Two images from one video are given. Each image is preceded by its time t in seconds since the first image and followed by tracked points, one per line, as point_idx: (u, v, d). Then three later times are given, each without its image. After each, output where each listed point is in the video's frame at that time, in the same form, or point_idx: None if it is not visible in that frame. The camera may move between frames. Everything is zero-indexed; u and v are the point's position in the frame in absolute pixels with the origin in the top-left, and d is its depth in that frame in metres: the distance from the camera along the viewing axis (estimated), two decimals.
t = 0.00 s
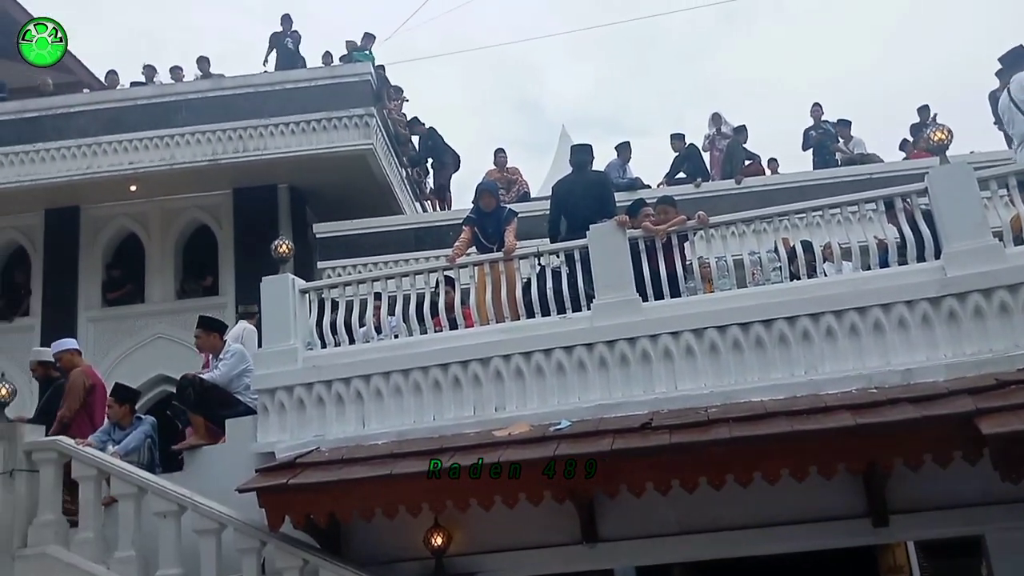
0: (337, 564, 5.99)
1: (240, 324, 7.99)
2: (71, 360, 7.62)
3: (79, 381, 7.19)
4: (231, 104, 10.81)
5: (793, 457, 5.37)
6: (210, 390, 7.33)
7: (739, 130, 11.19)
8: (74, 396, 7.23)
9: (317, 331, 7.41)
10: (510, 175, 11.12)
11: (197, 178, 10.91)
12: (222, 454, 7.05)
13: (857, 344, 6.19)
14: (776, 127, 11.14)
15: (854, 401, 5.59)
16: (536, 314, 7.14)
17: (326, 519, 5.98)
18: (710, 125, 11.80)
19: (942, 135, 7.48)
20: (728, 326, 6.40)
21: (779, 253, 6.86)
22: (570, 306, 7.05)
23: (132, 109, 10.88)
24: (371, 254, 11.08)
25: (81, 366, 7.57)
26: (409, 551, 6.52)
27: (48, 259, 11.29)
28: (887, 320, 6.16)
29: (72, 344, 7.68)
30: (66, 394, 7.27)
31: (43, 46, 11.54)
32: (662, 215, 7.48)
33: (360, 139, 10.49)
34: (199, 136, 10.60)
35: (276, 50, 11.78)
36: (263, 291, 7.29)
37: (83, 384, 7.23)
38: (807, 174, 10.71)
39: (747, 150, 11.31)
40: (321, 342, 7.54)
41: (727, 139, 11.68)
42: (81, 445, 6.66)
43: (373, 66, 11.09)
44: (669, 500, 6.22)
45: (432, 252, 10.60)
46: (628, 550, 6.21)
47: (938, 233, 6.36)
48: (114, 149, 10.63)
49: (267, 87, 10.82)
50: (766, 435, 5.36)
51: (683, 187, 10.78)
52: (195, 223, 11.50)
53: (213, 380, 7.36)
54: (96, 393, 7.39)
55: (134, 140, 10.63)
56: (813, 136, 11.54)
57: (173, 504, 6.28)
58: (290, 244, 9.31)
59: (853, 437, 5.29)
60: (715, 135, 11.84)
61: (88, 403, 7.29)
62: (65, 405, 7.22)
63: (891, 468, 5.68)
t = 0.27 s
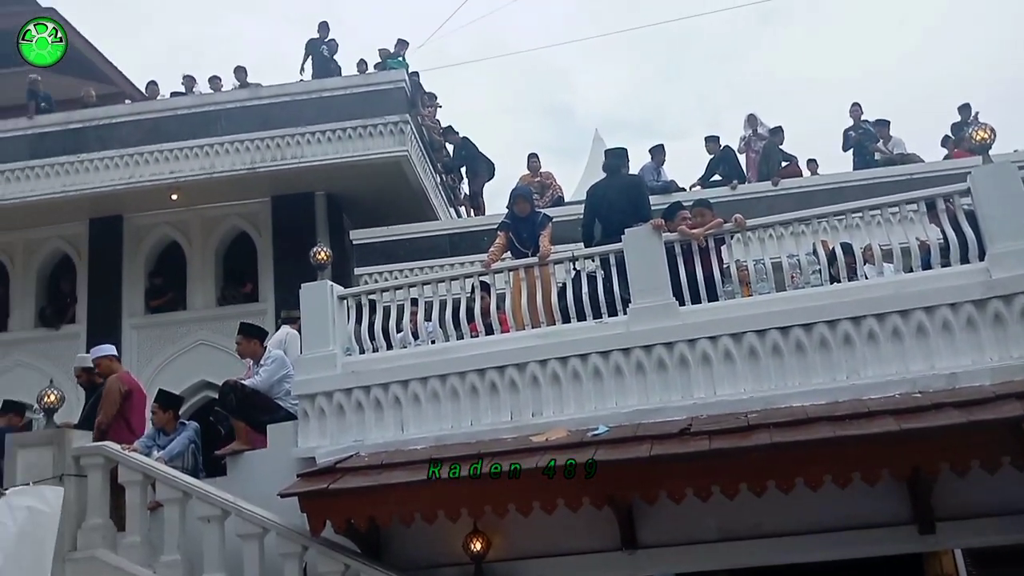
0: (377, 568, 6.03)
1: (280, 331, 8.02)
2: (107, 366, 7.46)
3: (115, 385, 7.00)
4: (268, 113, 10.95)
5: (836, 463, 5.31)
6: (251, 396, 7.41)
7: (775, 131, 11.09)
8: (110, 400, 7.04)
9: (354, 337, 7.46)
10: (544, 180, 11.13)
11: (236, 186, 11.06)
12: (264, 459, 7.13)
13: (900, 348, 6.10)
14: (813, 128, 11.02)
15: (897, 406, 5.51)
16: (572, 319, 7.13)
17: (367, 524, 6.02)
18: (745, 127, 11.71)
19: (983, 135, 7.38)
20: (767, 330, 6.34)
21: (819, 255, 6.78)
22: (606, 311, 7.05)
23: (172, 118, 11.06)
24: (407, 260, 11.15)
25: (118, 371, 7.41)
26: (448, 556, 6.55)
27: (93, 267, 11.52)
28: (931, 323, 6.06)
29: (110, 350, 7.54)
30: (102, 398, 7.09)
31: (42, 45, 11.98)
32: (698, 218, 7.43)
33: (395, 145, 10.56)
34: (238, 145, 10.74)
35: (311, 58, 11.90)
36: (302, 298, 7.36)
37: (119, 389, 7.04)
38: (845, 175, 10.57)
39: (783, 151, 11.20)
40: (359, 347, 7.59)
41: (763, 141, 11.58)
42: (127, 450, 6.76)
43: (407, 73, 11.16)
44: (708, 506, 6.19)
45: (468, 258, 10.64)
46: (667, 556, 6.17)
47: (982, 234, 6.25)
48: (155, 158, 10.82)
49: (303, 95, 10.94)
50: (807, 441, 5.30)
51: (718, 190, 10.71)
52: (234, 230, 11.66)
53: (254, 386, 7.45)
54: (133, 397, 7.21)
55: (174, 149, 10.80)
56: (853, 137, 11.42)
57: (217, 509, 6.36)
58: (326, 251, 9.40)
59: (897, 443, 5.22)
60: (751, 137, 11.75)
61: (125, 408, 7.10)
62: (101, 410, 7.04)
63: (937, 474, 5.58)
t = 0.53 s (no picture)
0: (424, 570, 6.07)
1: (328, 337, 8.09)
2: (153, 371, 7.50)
3: (159, 393, 7.06)
4: (310, 122, 11.09)
5: (887, 463, 5.22)
6: (297, 400, 7.51)
7: (817, 128, 10.94)
8: (154, 407, 7.10)
9: (398, 341, 7.52)
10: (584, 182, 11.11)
11: (280, 195, 11.23)
12: (310, 463, 7.22)
13: (951, 346, 5.98)
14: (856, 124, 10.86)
15: (949, 405, 5.40)
16: (614, 320, 7.11)
17: (413, 526, 6.06)
18: (787, 124, 11.59)
19: None
20: (814, 329, 6.26)
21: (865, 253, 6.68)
22: (648, 312, 7.02)
23: (217, 129, 11.25)
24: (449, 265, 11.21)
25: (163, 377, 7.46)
26: (494, 558, 6.56)
27: (142, 276, 11.77)
28: (983, 320, 5.94)
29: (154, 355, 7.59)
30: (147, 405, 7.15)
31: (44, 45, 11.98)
32: (741, 217, 7.37)
33: (435, 151, 10.63)
34: (281, 154, 10.90)
35: (351, 66, 12.03)
36: (347, 303, 7.44)
37: (161, 397, 7.09)
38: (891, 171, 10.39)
39: (827, 148, 11.05)
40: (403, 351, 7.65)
41: (806, 138, 11.44)
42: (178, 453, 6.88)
43: (445, 79, 11.23)
44: (756, 508, 6.12)
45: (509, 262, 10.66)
46: (715, 559, 6.11)
47: None
48: (201, 169, 11.02)
49: (344, 104, 11.07)
50: (857, 441, 5.22)
51: (760, 189, 10.60)
52: (278, 238, 11.83)
53: (301, 391, 7.55)
54: (177, 404, 7.26)
55: (219, 159, 11.00)
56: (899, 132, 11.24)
57: (266, 511, 6.46)
58: (369, 256, 9.48)
59: (950, 442, 5.12)
60: (793, 134, 11.62)
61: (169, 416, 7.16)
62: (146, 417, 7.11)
63: (992, 475, 5.46)
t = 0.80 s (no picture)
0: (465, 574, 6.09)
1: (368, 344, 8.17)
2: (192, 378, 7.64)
3: (198, 398, 7.18)
4: (348, 130, 11.20)
5: (934, 466, 5.13)
6: (339, 405, 7.60)
7: (857, 124, 10.78)
8: (193, 413, 7.21)
9: (436, 345, 7.56)
10: (620, 183, 11.07)
11: (319, 202, 11.35)
12: (351, 466, 7.29)
13: (1000, 346, 5.86)
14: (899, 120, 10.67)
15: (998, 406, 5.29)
16: (653, 322, 7.09)
17: (454, 530, 6.09)
18: (827, 121, 11.44)
19: None
20: (858, 331, 6.17)
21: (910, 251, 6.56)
22: (688, 314, 6.98)
23: (257, 139, 11.41)
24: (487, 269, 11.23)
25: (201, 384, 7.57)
26: (536, 562, 6.56)
27: (186, 284, 11.98)
28: None
29: (193, 362, 7.71)
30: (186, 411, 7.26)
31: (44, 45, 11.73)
32: (781, 216, 7.28)
33: (471, 156, 10.67)
34: (320, 162, 11.02)
35: (387, 72, 12.13)
36: (386, 308, 7.50)
37: (201, 403, 7.20)
38: (935, 167, 10.18)
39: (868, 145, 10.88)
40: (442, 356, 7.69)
41: (846, 135, 11.29)
42: (223, 459, 6.99)
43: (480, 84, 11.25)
44: (800, 512, 6.05)
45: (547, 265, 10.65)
46: (759, 564, 6.04)
47: None
48: (242, 177, 11.19)
49: (381, 111, 11.16)
50: (903, 444, 5.14)
51: (800, 187, 10.46)
52: (318, 245, 11.96)
53: (342, 396, 7.63)
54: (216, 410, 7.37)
55: (260, 168, 11.15)
56: (944, 126, 11.02)
57: (309, 516, 6.52)
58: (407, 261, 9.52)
59: (999, 445, 5.01)
60: (833, 131, 11.47)
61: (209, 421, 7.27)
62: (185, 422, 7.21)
63: None
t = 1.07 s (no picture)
0: None
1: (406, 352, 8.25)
2: (227, 384, 7.64)
3: (231, 405, 7.23)
4: (383, 137, 11.29)
5: (981, 468, 5.04)
6: (377, 410, 7.64)
7: (896, 122, 10.62)
8: (228, 420, 7.30)
9: (472, 350, 7.59)
10: (655, 185, 11.03)
11: (355, 209, 11.46)
12: (390, 470, 7.33)
13: None
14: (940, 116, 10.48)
15: None
16: (690, 325, 7.05)
17: (493, 534, 6.11)
18: (866, 119, 11.28)
19: None
20: (900, 331, 6.08)
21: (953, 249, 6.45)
22: (725, 316, 6.93)
23: (294, 148, 11.55)
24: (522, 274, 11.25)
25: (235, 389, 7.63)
26: (575, 567, 6.54)
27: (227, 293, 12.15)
28: None
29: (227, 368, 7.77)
30: (221, 417, 7.35)
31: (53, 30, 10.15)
32: (819, 216, 7.20)
33: (505, 161, 10.69)
34: (356, 169, 11.12)
35: (422, 78, 12.21)
36: (423, 314, 7.56)
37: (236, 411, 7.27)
38: (978, 163, 9.97)
39: (908, 142, 10.71)
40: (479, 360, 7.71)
41: (885, 133, 11.13)
42: (264, 464, 7.09)
43: (513, 89, 11.27)
44: (843, 516, 5.96)
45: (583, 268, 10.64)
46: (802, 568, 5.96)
47: None
48: (280, 187, 11.33)
49: (415, 118, 11.22)
50: (949, 447, 5.05)
51: (839, 186, 10.33)
52: (355, 251, 12.07)
53: (380, 401, 7.69)
54: (251, 416, 7.43)
55: (297, 177, 11.28)
56: (987, 121, 10.81)
57: (350, 520, 6.58)
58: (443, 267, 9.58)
59: None
60: (872, 129, 11.31)
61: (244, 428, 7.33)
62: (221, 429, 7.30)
63: None
